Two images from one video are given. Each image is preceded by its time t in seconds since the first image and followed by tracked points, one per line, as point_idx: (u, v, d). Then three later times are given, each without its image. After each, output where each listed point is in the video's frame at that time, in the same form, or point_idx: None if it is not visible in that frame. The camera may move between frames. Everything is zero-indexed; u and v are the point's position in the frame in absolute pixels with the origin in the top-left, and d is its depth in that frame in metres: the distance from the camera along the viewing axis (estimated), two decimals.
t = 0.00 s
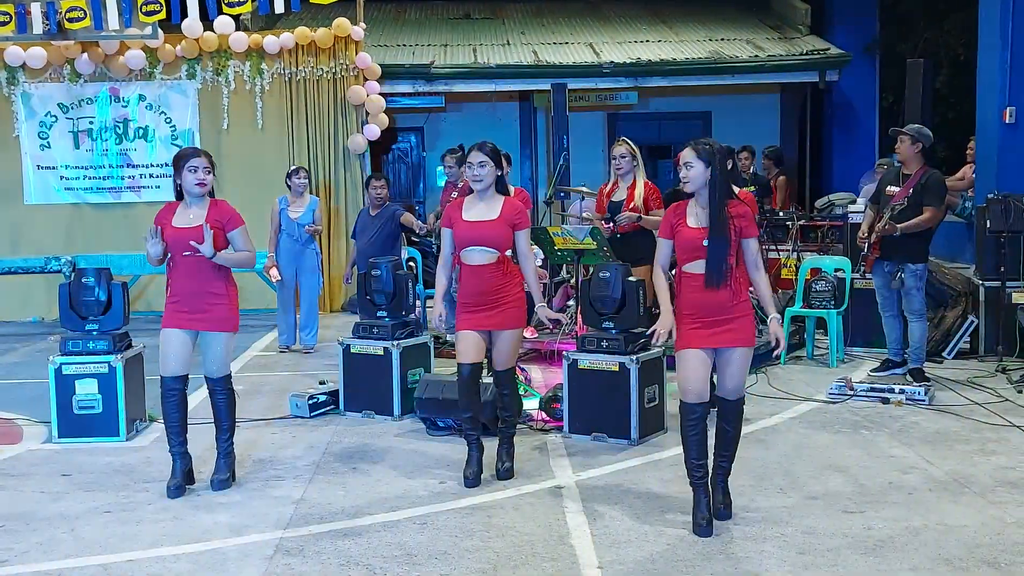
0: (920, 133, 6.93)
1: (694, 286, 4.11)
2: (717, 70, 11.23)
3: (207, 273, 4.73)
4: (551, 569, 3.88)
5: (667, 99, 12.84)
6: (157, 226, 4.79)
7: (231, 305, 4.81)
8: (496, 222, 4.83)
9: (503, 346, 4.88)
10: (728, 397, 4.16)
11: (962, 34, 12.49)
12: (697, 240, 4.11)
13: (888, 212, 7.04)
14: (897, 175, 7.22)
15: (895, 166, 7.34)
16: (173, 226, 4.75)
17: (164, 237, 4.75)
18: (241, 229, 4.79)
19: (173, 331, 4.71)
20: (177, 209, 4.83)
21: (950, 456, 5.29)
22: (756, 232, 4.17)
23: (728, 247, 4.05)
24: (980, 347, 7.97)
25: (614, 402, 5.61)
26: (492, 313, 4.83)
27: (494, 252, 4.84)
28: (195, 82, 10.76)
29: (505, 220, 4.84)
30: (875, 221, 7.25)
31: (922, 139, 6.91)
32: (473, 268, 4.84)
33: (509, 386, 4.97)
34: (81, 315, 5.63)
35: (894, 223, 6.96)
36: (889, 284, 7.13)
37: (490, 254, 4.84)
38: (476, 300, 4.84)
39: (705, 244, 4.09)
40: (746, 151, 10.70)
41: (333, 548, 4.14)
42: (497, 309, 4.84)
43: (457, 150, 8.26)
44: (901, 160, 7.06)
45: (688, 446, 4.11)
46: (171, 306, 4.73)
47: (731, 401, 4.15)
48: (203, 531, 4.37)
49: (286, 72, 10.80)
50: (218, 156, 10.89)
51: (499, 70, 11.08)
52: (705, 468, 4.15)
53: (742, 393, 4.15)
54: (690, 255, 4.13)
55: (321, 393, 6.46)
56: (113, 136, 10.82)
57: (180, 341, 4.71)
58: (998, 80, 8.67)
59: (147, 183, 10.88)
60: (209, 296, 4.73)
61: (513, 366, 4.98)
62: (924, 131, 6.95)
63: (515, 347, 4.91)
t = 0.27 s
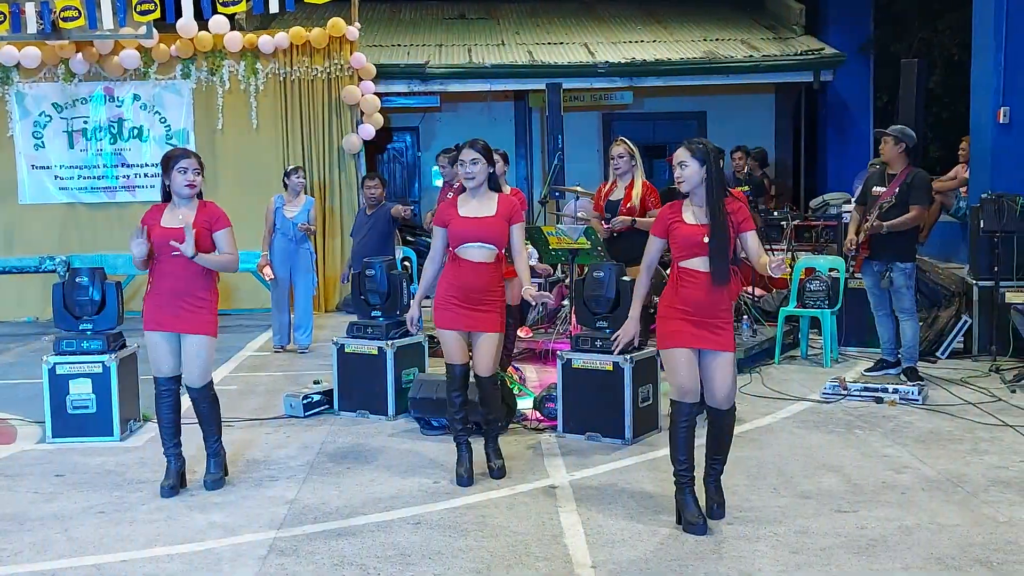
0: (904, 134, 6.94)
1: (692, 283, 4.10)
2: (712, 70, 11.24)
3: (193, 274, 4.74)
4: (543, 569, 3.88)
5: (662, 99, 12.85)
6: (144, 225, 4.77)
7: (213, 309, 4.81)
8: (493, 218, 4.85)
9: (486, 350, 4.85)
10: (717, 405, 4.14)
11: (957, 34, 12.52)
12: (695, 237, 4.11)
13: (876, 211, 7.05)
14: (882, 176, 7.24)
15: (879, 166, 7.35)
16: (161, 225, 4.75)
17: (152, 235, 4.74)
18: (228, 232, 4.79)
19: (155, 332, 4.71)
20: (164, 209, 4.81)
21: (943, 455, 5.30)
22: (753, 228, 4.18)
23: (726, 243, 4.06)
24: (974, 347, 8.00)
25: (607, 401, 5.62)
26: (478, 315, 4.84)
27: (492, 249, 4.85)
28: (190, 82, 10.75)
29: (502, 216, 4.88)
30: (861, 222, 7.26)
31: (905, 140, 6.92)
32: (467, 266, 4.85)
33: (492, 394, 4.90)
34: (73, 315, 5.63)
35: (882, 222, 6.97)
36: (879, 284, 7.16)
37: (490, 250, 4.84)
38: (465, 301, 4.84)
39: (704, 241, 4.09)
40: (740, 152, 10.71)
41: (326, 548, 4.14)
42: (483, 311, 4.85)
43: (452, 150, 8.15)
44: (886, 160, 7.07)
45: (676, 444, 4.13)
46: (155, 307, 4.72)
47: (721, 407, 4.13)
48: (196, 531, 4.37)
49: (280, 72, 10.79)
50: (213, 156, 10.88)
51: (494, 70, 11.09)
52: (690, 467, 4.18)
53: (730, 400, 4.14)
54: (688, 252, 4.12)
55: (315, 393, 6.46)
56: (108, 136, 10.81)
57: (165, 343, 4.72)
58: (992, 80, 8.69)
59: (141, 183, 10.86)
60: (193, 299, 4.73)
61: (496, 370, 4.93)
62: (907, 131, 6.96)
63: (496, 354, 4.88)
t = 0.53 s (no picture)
0: (888, 133, 6.97)
1: (683, 281, 4.11)
2: (705, 70, 11.26)
3: (185, 271, 4.74)
4: (534, 567, 3.89)
5: (656, 98, 12.87)
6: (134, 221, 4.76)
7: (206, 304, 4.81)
8: (484, 216, 4.85)
9: (480, 347, 4.84)
10: (710, 400, 4.13)
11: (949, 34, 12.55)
12: (687, 236, 4.11)
13: (864, 210, 7.07)
14: (868, 174, 7.28)
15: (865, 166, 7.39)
16: (152, 222, 4.74)
17: (142, 232, 4.74)
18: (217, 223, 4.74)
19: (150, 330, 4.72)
20: (155, 207, 4.80)
21: (934, 453, 5.32)
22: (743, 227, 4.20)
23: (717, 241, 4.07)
24: (966, 345, 8.03)
25: (599, 400, 5.62)
26: (472, 313, 4.84)
27: (483, 246, 4.84)
28: (183, 81, 10.74)
29: (493, 214, 4.88)
30: (849, 222, 7.27)
31: (889, 139, 6.95)
32: (459, 263, 4.85)
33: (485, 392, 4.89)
34: (66, 315, 5.63)
35: (870, 221, 6.99)
36: (868, 281, 7.19)
37: (479, 248, 4.84)
38: (458, 298, 4.84)
39: (696, 239, 4.10)
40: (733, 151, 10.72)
41: (318, 547, 4.15)
42: (478, 308, 4.85)
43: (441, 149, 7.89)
44: (872, 160, 7.11)
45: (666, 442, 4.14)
46: (150, 305, 4.72)
47: (713, 403, 4.13)
48: (189, 531, 4.37)
49: (273, 72, 10.78)
50: (206, 155, 10.87)
51: (487, 69, 11.10)
52: (681, 464, 4.19)
53: (723, 394, 4.14)
54: (680, 250, 4.13)
55: (308, 392, 6.46)
56: (101, 136, 10.80)
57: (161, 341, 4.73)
58: (985, 79, 8.71)
59: (135, 183, 10.85)
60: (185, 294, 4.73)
61: (489, 368, 4.90)
62: (891, 130, 6.99)
63: (490, 353, 4.86)
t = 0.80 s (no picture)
0: (878, 131, 7.01)
1: (672, 283, 4.14)
2: (699, 68, 11.26)
3: (186, 270, 4.72)
4: (529, 566, 3.90)
5: (651, 96, 12.88)
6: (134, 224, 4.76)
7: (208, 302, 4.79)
8: (479, 218, 4.84)
9: (485, 343, 4.88)
10: (709, 395, 4.19)
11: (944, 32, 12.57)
12: (676, 239, 4.13)
13: (858, 208, 7.10)
14: (858, 173, 7.28)
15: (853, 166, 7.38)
16: (151, 224, 4.75)
17: (143, 234, 4.74)
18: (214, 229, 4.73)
19: (154, 330, 4.70)
20: (156, 208, 4.81)
21: (929, 451, 5.33)
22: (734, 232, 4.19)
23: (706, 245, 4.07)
24: (960, 343, 8.02)
25: (594, 399, 5.63)
26: (471, 312, 4.83)
27: (476, 247, 4.84)
28: (177, 80, 10.71)
29: (488, 216, 4.86)
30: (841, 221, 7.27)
31: (880, 137, 6.99)
32: (454, 264, 4.85)
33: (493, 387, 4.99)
34: (60, 315, 5.63)
35: (863, 218, 7.02)
36: (863, 280, 7.19)
37: (471, 249, 4.83)
38: (455, 299, 4.84)
39: (685, 242, 4.11)
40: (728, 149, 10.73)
41: (313, 546, 4.14)
42: (477, 307, 4.83)
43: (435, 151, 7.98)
44: (862, 158, 7.12)
45: (675, 444, 4.13)
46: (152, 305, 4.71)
47: (711, 397, 4.19)
48: (184, 530, 4.37)
49: (267, 71, 10.76)
50: (201, 155, 10.86)
51: (482, 68, 11.10)
52: (694, 464, 4.18)
53: (723, 390, 4.18)
54: (669, 252, 4.15)
55: (303, 391, 6.46)
56: (95, 135, 10.77)
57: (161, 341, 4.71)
58: (979, 77, 8.72)
59: (128, 182, 10.82)
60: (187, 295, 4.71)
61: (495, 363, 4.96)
62: (881, 129, 7.04)
63: (497, 344, 4.91)
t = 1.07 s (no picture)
0: (873, 130, 7.01)
1: (674, 276, 4.11)
2: (691, 68, 11.28)
3: (184, 269, 4.73)
4: (522, 564, 3.90)
5: (643, 95, 12.90)
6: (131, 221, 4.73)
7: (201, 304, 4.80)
8: (476, 214, 4.87)
9: (476, 343, 4.89)
10: (703, 393, 4.19)
11: (935, 32, 12.62)
12: (677, 231, 4.11)
13: (854, 207, 7.11)
14: (852, 173, 7.32)
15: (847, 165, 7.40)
16: (150, 221, 4.72)
17: (141, 231, 4.71)
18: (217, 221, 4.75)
19: (146, 328, 4.69)
20: (152, 206, 4.78)
21: (921, 449, 5.35)
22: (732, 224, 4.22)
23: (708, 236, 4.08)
24: (952, 342, 8.04)
25: (588, 398, 5.63)
26: (466, 309, 4.84)
27: (473, 243, 4.84)
28: (169, 80, 10.69)
29: (485, 211, 4.89)
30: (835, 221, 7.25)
31: (875, 136, 6.99)
32: (450, 260, 4.83)
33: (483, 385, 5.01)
34: (52, 315, 5.60)
35: (859, 218, 7.05)
36: (857, 280, 7.24)
37: (470, 244, 4.84)
38: (452, 294, 4.83)
39: (686, 233, 4.10)
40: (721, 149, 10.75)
41: (305, 546, 4.14)
42: (471, 304, 4.85)
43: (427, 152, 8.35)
44: (857, 157, 7.13)
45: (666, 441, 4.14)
46: (145, 303, 4.69)
47: (705, 396, 4.19)
48: (176, 530, 4.36)
49: (260, 70, 10.75)
50: (192, 155, 10.83)
51: (475, 67, 11.11)
52: (674, 464, 4.21)
53: (712, 388, 4.19)
54: (670, 245, 4.13)
55: (296, 391, 6.45)
56: (86, 135, 10.75)
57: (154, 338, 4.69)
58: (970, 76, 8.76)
59: (120, 182, 10.79)
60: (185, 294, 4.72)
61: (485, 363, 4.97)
62: (875, 128, 7.03)
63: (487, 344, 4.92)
